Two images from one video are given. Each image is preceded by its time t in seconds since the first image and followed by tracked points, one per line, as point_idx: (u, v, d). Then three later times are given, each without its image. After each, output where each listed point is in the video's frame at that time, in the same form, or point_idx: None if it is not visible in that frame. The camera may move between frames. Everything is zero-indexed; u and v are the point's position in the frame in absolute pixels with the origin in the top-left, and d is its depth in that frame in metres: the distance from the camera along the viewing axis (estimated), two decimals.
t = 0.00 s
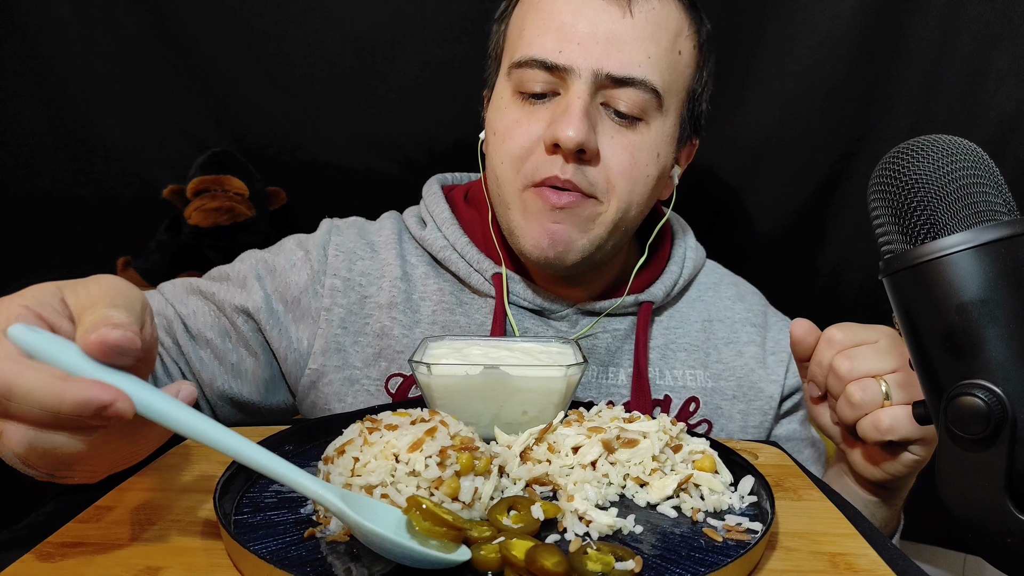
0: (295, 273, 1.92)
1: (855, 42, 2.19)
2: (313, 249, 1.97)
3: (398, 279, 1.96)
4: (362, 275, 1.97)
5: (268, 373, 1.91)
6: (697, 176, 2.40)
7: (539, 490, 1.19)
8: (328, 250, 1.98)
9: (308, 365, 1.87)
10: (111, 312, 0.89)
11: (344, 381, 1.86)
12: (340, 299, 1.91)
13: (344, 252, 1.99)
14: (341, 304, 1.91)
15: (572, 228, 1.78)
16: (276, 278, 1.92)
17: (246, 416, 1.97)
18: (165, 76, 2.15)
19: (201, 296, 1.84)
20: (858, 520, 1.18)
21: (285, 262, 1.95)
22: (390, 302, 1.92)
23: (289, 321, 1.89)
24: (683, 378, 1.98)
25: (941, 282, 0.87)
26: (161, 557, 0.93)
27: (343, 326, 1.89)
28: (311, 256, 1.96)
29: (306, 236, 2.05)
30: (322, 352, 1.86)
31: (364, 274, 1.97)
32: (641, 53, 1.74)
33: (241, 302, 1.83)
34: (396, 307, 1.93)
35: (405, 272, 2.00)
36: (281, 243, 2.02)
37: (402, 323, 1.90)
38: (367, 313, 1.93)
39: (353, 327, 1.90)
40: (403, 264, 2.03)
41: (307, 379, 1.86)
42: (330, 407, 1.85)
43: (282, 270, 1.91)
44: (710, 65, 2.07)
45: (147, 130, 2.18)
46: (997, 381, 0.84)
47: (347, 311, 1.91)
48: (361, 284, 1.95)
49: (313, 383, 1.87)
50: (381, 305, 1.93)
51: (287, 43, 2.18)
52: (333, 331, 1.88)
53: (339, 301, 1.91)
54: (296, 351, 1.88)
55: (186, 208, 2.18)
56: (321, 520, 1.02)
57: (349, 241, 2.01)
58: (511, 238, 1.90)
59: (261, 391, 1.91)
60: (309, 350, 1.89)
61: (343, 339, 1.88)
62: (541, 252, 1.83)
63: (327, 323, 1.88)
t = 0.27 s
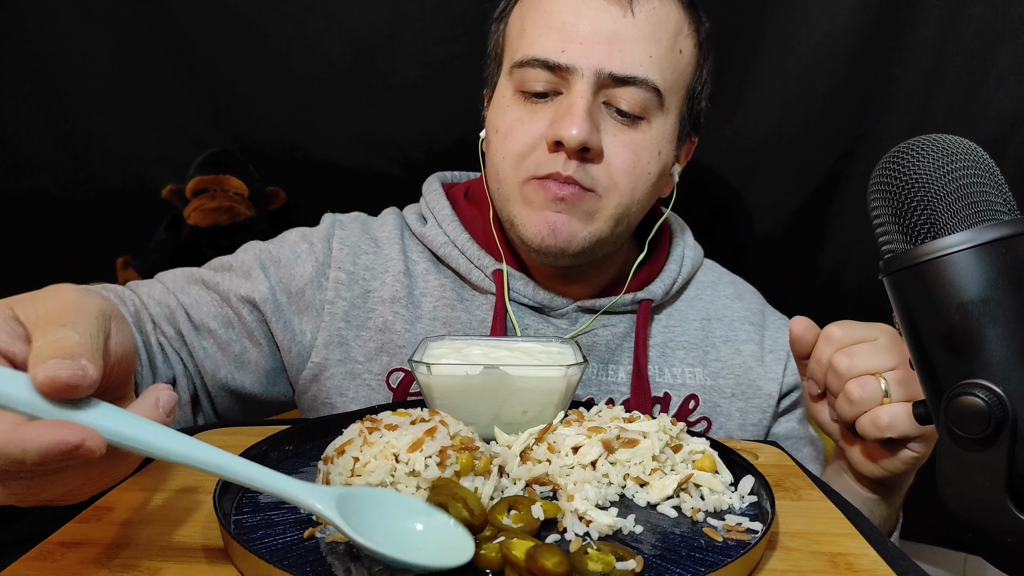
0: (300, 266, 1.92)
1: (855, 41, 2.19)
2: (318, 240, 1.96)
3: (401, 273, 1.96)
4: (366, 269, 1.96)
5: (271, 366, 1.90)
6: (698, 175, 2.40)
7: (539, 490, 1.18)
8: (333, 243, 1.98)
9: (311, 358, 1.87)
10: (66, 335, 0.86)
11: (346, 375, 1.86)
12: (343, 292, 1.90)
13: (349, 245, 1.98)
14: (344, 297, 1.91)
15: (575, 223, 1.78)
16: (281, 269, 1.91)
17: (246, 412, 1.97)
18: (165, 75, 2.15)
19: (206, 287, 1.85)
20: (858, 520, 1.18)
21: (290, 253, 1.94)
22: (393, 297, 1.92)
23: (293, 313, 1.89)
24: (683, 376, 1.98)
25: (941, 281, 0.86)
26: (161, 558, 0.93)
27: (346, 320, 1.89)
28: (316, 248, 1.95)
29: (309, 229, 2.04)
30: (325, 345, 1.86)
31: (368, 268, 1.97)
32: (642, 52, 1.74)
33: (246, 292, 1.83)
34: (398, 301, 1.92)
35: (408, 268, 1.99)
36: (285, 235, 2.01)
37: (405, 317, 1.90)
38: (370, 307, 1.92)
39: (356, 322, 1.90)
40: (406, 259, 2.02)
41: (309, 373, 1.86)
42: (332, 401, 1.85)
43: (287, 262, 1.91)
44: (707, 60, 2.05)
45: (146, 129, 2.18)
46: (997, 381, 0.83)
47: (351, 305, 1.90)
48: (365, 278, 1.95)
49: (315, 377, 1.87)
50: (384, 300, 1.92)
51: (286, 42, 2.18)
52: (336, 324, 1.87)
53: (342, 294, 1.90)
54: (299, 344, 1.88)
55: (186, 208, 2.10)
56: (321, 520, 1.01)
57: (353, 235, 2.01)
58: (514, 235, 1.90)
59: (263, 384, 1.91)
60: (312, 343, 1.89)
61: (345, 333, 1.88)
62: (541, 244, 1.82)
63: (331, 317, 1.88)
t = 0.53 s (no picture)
0: (300, 264, 1.91)
1: (853, 41, 2.19)
2: (316, 237, 1.96)
3: (400, 271, 1.95)
4: (365, 267, 1.96)
5: (271, 362, 1.90)
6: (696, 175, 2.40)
7: (539, 490, 1.18)
8: (332, 240, 1.98)
9: (310, 356, 1.87)
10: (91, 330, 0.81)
11: (345, 373, 1.86)
12: (342, 289, 1.90)
13: (347, 243, 1.98)
14: (343, 295, 1.90)
15: (574, 223, 1.79)
16: (280, 266, 1.90)
17: (244, 411, 1.98)
18: (163, 76, 2.14)
19: (204, 284, 1.84)
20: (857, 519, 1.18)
21: (288, 250, 1.93)
22: (392, 295, 1.92)
23: (292, 311, 1.89)
24: (682, 374, 1.97)
25: (939, 280, 0.87)
26: (160, 558, 0.93)
27: (345, 319, 1.88)
28: (315, 245, 1.95)
29: (308, 226, 2.04)
30: (325, 343, 1.86)
31: (366, 266, 1.97)
32: (640, 52, 1.74)
33: (246, 289, 1.82)
34: (397, 299, 1.92)
35: (406, 266, 1.99)
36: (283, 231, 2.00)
37: (403, 315, 1.90)
38: (369, 305, 1.92)
39: (355, 320, 1.90)
40: (405, 257, 2.02)
41: (308, 371, 1.86)
42: (331, 400, 1.85)
43: (286, 259, 1.91)
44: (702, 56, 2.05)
45: (145, 130, 2.18)
46: (997, 380, 0.83)
47: (349, 303, 1.90)
48: (364, 276, 1.95)
49: (314, 374, 1.87)
50: (383, 298, 1.92)
51: (284, 42, 2.18)
52: (335, 322, 1.87)
53: (342, 292, 1.90)
54: (298, 343, 1.88)
55: (185, 208, 2.10)
56: (321, 520, 1.02)
57: (352, 232, 2.01)
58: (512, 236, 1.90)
59: (262, 381, 1.91)
60: (311, 342, 1.89)
61: (344, 332, 1.88)
62: (541, 247, 1.83)
63: (330, 315, 1.87)
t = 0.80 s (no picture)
0: (297, 267, 1.91)
1: (853, 42, 2.19)
2: (312, 239, 1.96)
3: (397, 272, 1.95)
4: (363, 269, 1.96)
5: (269, 366, 1.90)
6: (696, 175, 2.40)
7: (539, 490, 1.18)
8: (329, 242, 1.98)
9: (309, 359, 1.87)
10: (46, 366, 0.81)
11: (343, 375, 1.86)
12: (340, 291, 1.90)
13: (344, 245, 1.98)
14: (341, 296, 1.90)
15: (576, 224, 1.79)
16: (276, 269, 1.91)
17: (244, 415, 1.98)
18: (163, 77, 2.14)
19: (201, 291, 1.84)
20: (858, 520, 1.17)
21: (283, 254, 1.94)
22: (390, 296, 1.91)
23: (290, 314, 1.89)
24: (679, 374, 1.97)
25: (939, 280, 0.86)
26: (160, 558, 0.93)
27: (343, 320, 1.88)
28: (312, 247, 1.95)
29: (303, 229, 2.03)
30: (322, 347, 1.86)
31: (364, 268, 1.96)
32: (639, 53, 1.74)
33: (242, 294, 1.83)
34: (395, 300, 1.92)
35: (404, 267, 1.99)
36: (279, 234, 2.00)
37: (401, 316, 1.90)
38: (367, 306, 1.92)
39: (353, 321, 1.89)
40: (402, 258, 2.02)
41: (307, 373, 1.86)
42: (330, 402, 1.85)
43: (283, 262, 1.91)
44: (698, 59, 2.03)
45: (144, 131, 2.17)
46: (997, 381, 0.83)
47: (347, 304, 1.89)
48: (361, 277, 1.95)
49: (313, 377, 1.87)
50: (381, 299, 1.92)
51: (284, 43, 2.18)
52: (333, 324, 1.87)
53: (339, 294, 1.90)
54: (297, 347, 1.88)
55: (185, 208, 2.20)
56: (321, 521, 1.02)
57: (349, 234, 2.01)
58: (512, 238, 1.90)
59: (261, 385, 1.91)
60: (309, 345, 1.89)
61: (343, 334, 1.88)
62: (544, 248, 1.83)
63: (327, 317, 1.87)
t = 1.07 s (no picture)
0: (291, 264, 1.89)
1: (852, 42, 2.19)
2: (306, 237, 1.95)
3: (391, 270, 1.96)
4: (356, 265, 1.97)
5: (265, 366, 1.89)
6: (696, 175, 2.40)
7: (538, 489, 1.17)
8: (321, 239, 1.97)
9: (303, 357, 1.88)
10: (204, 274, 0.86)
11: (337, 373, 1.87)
12: (334, 289, 1.91)
13: (338, 242, 1.98)
14: (335, 293, 1.91)
15: (580, 227, 1.81)
16: (270, 266, 1.88)
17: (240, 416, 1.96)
18: (163, 77, 2.14)
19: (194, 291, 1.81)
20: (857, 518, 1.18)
21: (271, 249, 1.91)
22: (384, 293, 1.91)
23: (284, 312, 1.87)
24: (673, 370, 1.97)
25: (941, 282, 0.86)
26: (161, 558, 0.93)
27: (338, 318, 1.89)
28: (305, 243, 1.93)
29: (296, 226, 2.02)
30: (315, 346, 1.86)
31: (357, 265, 1.97)
32: (641, 58, 1.74)
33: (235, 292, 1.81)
34: (389, 298, 1.92)
35: (397, 265, 1.99)
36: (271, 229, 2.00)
37: (395, 314, 1.89)
38: (361, 304, 1.92)
39: (348, 318, 1.90)
40: (396, 255, 2.03)
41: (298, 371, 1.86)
42: (323, 400, 1.85)
43: (275, 258, 1.88)
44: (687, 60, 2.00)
45: (145, 130, 2.17)
46: (996, 380, 0.84)
47: (341, 301, 1.90)
48: (355, 275, 1.95)
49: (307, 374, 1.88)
50: (375, 296, 1.92)
51: (284, 43, 2.18)
52: (328, 322, 1.88)
53: (334, 291, 1.91)
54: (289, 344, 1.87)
55: (185, 208, 2.15)
56: (321, 520, 1.02)
57: (342, 231, 2.01)
58: (515, 241, 1.90)
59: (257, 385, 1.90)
60: (303, 343, 1.89)
61: (337, 331, 1.88)
62: (548, 251, 1.85)
63: (322, 314, 1.88)
